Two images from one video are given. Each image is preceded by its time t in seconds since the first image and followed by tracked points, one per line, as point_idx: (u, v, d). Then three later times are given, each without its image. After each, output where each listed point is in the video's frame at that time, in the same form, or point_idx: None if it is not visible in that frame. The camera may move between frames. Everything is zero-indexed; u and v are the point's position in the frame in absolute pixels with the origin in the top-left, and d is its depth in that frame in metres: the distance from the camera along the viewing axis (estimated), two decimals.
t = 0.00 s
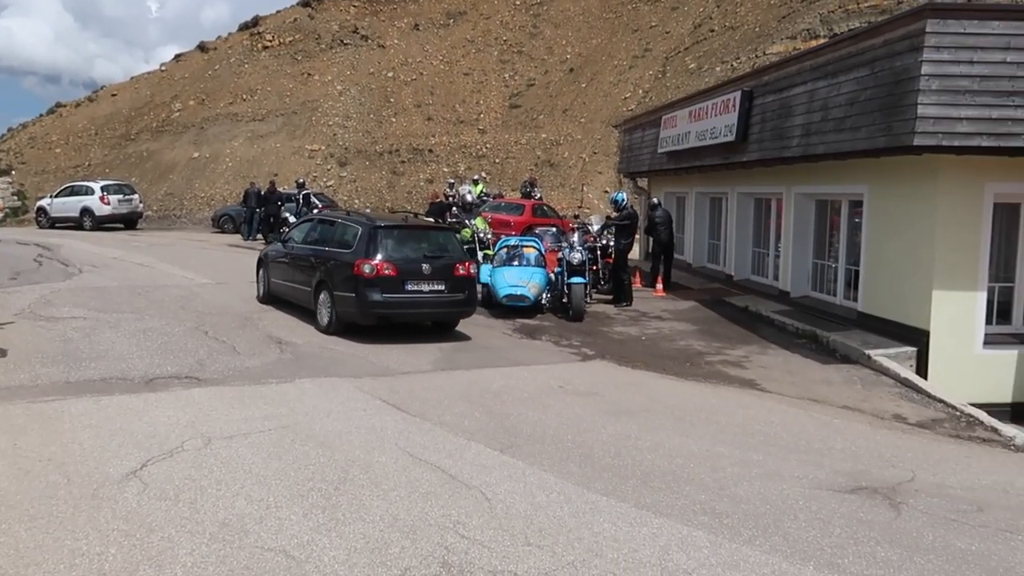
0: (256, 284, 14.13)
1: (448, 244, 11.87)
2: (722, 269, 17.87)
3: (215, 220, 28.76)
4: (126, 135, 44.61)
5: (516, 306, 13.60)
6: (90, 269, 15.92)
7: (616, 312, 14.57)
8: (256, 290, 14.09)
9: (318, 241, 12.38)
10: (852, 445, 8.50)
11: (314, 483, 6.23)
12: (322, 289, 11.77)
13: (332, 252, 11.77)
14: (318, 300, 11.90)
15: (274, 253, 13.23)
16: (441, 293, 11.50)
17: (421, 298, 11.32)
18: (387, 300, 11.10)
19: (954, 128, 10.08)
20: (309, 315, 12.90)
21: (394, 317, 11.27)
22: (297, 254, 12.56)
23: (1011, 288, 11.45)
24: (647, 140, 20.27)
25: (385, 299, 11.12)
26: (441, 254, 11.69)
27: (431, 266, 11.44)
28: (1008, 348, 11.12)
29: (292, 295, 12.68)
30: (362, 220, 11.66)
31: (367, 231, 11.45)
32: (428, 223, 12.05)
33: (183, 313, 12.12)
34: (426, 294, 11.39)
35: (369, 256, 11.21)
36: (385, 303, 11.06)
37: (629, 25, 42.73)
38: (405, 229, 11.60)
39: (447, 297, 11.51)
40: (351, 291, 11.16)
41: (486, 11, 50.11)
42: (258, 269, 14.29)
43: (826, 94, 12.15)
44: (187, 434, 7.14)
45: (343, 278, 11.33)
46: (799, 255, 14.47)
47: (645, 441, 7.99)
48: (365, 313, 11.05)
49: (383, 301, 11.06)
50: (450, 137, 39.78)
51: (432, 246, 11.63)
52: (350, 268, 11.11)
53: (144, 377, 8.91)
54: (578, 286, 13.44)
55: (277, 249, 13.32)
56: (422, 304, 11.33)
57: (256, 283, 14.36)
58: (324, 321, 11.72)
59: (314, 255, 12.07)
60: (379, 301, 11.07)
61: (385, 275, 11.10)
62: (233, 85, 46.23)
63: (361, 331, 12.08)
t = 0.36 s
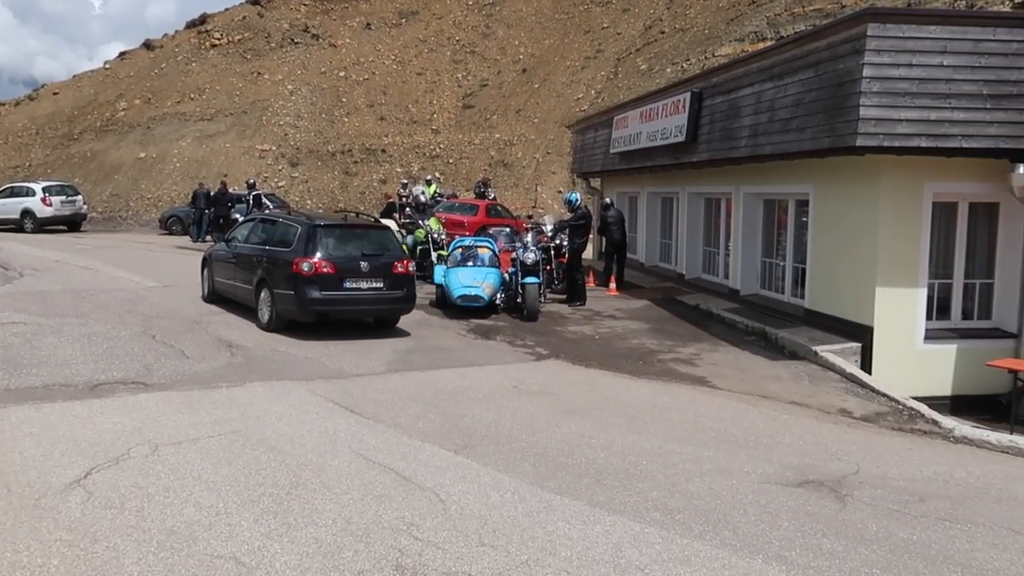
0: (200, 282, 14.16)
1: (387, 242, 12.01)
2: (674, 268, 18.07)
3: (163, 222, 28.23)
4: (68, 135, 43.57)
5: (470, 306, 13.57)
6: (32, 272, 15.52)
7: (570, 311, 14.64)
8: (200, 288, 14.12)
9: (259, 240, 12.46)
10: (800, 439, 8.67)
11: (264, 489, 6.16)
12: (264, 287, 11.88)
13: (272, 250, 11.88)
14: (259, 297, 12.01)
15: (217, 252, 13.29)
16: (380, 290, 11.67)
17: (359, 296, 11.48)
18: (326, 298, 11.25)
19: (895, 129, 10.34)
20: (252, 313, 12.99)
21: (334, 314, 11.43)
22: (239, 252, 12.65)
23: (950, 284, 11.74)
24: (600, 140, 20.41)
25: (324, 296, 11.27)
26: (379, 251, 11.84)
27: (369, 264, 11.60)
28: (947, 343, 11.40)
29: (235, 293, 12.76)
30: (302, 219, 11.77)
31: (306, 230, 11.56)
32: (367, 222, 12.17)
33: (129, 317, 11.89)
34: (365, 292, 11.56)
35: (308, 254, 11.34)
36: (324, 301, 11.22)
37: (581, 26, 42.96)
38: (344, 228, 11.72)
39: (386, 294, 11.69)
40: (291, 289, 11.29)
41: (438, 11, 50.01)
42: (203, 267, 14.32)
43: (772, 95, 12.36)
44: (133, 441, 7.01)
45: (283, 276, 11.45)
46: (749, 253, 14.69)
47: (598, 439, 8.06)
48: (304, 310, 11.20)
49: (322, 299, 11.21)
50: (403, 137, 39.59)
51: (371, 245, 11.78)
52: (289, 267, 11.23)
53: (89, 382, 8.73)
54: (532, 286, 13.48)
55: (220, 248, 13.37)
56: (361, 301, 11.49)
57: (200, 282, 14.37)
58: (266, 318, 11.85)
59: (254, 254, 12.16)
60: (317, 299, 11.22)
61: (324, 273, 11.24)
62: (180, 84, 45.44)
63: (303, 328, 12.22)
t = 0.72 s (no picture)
0: (174, 285, 14.24)
1: (355, 244, 12.13)
2: (658, 271, 18.07)
3: (142, 226, 27.95)
4: (45, 139, 43.14)
5: (453, 311, 13.48)
6: (8, 279, 15.28)
7: (554, 315, 14.59)
8: (174, 291, 14.19)
9: (229, 242, 12.57)
10: (785, 442, 8.65)
11: (245, 496, 6.06)
12: (235, 289, 11.99)
13: (242, 252, 11.98)
14: (230, 299, 12.11)
15: (190, 254, 13.39)
16: (347, 291, 11.78)
17: (327, 296, 11.59)
18: (294, 298, 11.35)
19: (877, 132, 10.38)
20: (224, 314, 13.08)
21: (302, 314, 11.53)
22: (211, 254, 12.75)
23: (933, 286, 11.80)
24: (583, 143, 20.39)
25: (293, 297, 11.38)
26: (347, 253, 11.95)
27: (338, 266, 11.71)
28: (931, 345, 11.44)
29: (207, 294, 12.85)
30: (271, 221, 11.88)
31: (275, 232, 11.68)
32: (336, 224, 12.29)
33: (109, 323, 11.73)
34: (333, 292, 11.66)
35: (276, 256, 11.45)
36: (291, 301, 11.32)
37: (564, 28, 43.01)
38: (312, 230, 11.84)
39: (354, 294, 11.78)
40: (260, 289, 11.40)
41: (420, 13, 49.97)
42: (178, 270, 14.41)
43: (755, 98, 12.39)
44: (113, 449, 6.89)
45: (252, 277, 11.55)
46: (732, 256, 14.70)
47: (583, 444, 8.01)
48: (273, 310, 11.30)
49: (290, 299, 11.30)
50: (385, 140, 39.46)
51: (339, 246, 11.89)
52: (258, 268, 11.34)
53: (68, 390, 8.59)
54: (515, 290, 13.42)
55: (193, 250, 13.45)
56: (329, 301, 11.59)
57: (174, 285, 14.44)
58: (237, 319, 11.95)
59: (225, 256, 12.26)
60: (285, 299, 11.32)
61: (292, 274, 11.35)
62: (159, 87, 45.12)
63: (273, 329, 12.32)
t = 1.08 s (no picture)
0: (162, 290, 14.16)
1: (339, 246, 12.00)
2: (660, 276, 17.79)
3: (134, 232, 27.76)
4: (35, 143, 42.96)
5: (450, 317, 13.19)
6: None
7: (554, 321, 14.31)
8: (161, 295, 14.09)
9: (214, 246, 12.47)
10: (792, 451, 8.36)
11: (238, 508, 5.78)
12: (218, 291, 11.89)
13: (226, 255, 11.90)
14: (214, 302, 12.01)
15: (176, 258, 13.31)
16: (330, 293, 11.65)
17: (309, 298, 11.47)
18: (276, 300, 11.24)
19: (884, 132, 10.09)
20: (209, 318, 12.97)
21: (285, 317, 11.42)
22: (196, 258, 12.66)
23: (944, 290, 11.50)
24: (583, 145, 20.13)
25: (275, 299, 11.27)
26: (330, 254, 11.83)
27: (320, 268, 11.59)
28: (942, 350, 11.14)
29: (192, 298, 12.75)
30: (254, 224, 11.79)
31: (259, 234, 11.60)
32: (320, 226, 12.18)
33: (99, 331, 11.47)
34: (316, 294, 11.54)
35: (259, 258, 11.36)
36: (274, 302, 11.21)
37: (564, 27, 42.76)
38: (296, 232, 11.75)
39: (337, 296, 11.66)
40: (242, 291, 11.30)
41: (416, 13, 49.74)
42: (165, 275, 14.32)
43: (759, 98, 12.11)
44: (103, 459, 6.62)
45: (236, 280, 11.45)
46: (737, 260, 14.42)
47: (583, 453, 7.73)
48: (255, 312, 11.20)
49: (273, 301, 11.20)
50: (381, 142, 39.24)
51: (322, 248, 11.78)
52: (240, 270, 11.25)
53: (56, 400, 8.32)
54: (514, 295, 13.15)
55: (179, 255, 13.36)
56: (311, 303, 11.47)
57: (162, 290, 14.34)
58: (221, 322, 11.85)
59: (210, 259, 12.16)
60: (268, 301, 11.22)
61: (274, 276, 11.25)
62: (149, 90, 44.97)
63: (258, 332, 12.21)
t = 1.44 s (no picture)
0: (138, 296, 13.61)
1: (316, 248, 11.43)
2: (665, 280, 17.23)
3: (108, 236, 27.16)
4: (8, 143, 42.26)
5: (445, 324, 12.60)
6: None
7: (554, 328, 13.74)
8: (137, 301, 13.53)
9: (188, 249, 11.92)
10: (807, 465, 7.79)
11: (222, 529, 5.20)
12: (190, 296, 11.34)
13: (199, 258, 11.35)
14: (187, 307, 11.46)
15: (150, 263, 12.77)
16: (307, 296, 11.07)
17: (283, 302, 10.89)
18: (249, 304, 10.68)
19: (900, 128, 9.54)
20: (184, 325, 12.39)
21: (259, 321, 10.85)
22: (168, 262, 12.10)
23: (963, 294, 10.95)
24: (583, 143, 19.53)
25: (248, 304, 10.71)
26: (307, 256, 11.26)
27: (296, 270, 11.01)
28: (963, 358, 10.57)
29: (166, 304, 12.19)
30: (228, 226, 11.25)
31: (232, 236, 11.05)
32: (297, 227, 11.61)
33: (75, 341, 10.86)
34: (291, 298, 10.96)
35: (233, 260, 10.81)
36: (247, 307, 10.65)
37: (562, 21, 42.09)
38: (271, 234, 11.19)
39: (314, 300, 11.07)
40: (214, 295, 10.75)
41: (407, 5, 49.00)
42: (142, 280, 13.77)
43: (767, 93, 11.54)
44: (78, 477, 6.05)
45: (208, 284, 10.90)
46: (745, 264, 13.87)
47: (586, 468, 7.15)
48: (228, 317, 10.64)
49: (246, 305, 10.64)
50: (371, 142, 38.59)
51: (299, 250, 11.21)
52: (213, 273, 10.71)
53: (26, 415, 7.72)
54: (512, 302, 12.58)
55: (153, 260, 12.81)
56: (285, 307, 10.89)
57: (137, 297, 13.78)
58: (195, 328, 11.30)
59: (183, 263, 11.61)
60: (241, 305, 10.66)
61: (248, 279, 10.70)
62: (127, 87, 44.33)
63: (234, 338, 11.64)
